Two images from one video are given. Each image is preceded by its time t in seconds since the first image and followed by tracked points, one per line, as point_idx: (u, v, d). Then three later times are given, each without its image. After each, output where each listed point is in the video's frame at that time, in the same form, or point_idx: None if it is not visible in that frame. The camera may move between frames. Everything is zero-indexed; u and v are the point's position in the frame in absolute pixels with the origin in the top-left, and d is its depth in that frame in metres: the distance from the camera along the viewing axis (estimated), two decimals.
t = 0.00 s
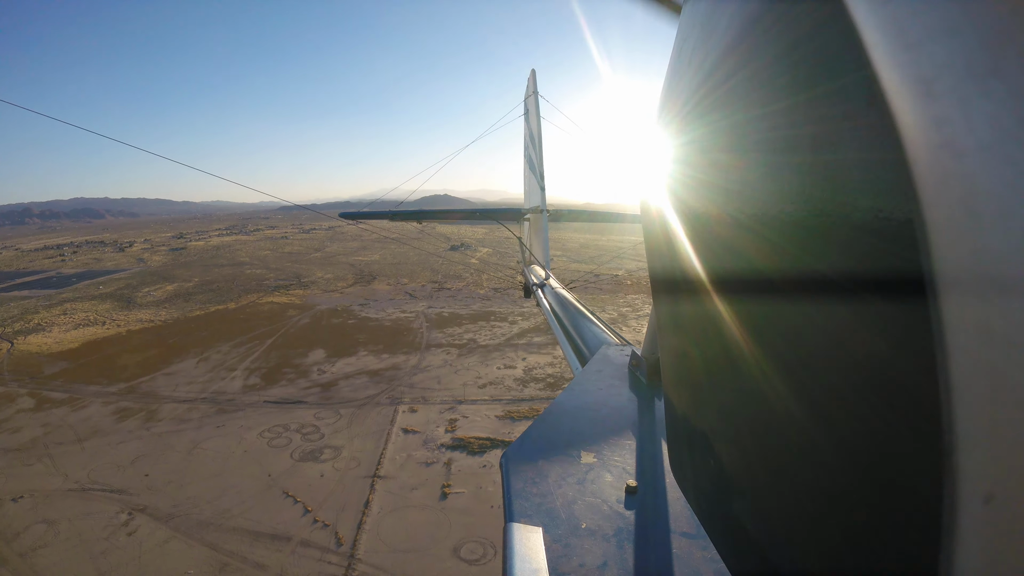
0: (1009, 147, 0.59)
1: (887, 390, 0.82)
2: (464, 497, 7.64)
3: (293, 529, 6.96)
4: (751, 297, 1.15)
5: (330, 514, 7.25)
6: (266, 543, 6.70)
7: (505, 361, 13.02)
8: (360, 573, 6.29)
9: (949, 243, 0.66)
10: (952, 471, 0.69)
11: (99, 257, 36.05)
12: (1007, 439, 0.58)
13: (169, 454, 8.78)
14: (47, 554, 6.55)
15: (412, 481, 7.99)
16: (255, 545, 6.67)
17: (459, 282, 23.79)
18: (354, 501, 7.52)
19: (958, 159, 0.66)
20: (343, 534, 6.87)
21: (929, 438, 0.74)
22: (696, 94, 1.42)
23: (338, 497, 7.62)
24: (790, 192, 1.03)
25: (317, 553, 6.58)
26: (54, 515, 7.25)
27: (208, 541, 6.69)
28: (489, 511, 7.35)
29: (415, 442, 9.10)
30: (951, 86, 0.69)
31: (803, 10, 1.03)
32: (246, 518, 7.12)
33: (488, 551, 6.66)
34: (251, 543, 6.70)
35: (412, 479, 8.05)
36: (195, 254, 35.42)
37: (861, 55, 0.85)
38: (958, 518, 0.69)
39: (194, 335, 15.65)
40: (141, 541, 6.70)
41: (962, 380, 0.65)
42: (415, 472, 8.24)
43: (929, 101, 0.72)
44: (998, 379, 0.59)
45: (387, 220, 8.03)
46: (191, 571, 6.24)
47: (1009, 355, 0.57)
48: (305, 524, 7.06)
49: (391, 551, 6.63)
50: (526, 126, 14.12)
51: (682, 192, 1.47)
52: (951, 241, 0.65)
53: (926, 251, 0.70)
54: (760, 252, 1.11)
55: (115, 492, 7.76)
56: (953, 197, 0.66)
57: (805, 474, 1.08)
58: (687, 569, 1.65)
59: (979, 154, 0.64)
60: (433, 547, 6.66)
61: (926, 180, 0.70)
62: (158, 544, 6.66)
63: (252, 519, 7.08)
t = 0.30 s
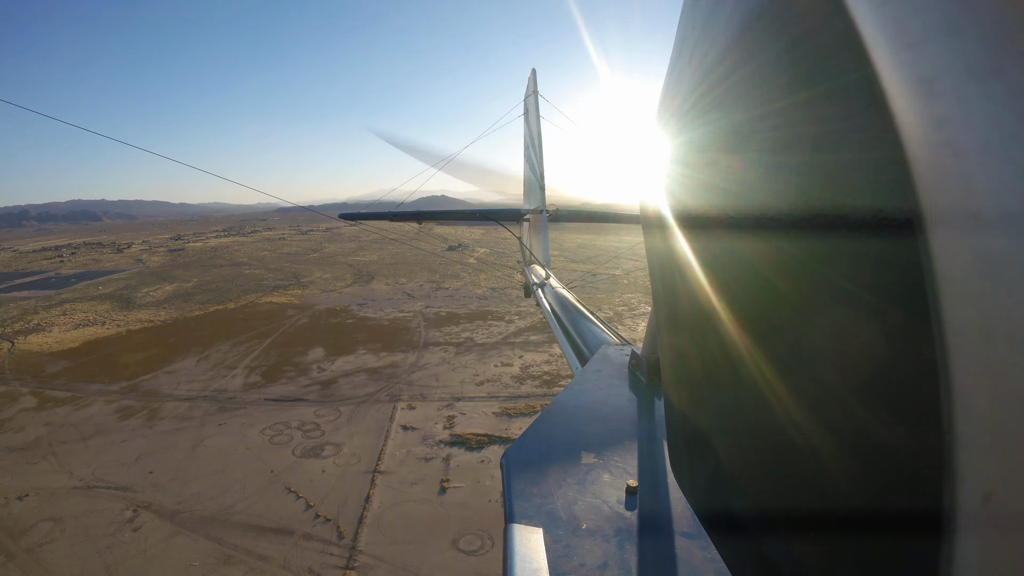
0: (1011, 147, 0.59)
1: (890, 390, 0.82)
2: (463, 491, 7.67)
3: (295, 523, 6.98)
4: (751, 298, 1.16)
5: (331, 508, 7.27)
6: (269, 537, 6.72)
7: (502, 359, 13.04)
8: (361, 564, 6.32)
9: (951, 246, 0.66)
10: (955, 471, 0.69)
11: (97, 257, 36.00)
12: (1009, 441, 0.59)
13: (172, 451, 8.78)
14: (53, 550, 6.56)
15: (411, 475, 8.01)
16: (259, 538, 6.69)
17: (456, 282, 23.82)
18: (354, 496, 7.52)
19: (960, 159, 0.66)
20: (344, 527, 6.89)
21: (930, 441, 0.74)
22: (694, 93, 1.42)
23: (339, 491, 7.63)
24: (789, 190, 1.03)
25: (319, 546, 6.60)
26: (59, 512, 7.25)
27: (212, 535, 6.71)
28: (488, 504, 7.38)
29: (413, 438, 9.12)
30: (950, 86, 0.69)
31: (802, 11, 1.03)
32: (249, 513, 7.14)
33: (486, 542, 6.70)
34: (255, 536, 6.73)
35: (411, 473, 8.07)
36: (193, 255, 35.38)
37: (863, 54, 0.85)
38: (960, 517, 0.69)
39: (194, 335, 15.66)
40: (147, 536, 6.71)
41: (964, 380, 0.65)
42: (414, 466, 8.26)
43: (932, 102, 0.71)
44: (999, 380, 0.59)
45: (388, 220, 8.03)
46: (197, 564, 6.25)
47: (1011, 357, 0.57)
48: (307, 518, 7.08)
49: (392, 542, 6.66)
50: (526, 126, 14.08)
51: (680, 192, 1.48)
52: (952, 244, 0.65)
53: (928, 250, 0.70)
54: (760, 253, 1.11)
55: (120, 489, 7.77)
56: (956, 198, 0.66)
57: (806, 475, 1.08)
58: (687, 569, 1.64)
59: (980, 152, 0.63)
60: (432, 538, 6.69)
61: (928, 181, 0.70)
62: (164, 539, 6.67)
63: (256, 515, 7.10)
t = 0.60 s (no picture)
0: (1011, 148, 0.59)
1: (890, 392, 0.82)
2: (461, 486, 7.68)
3: (297, 518, 6.99)
4: (750, 299, 1.17)
5: (332, 503, 7.27)
6: (272, 531, 6.72)
7: (499, 358, 13.05)
8: (361, 556, 6.33)
9: (949, 245, 0.66)
10: (954, 474, 0.69)
11: (96, 259, 35.98)
12: (1008, 441, 0.59)
13: (175, 449, 8.79)
14: (60, 545, 6.56)
15: (410, 471, 8.02)
16: (262, 532, 6.71)
17: (454, 282, 23.83)
18: (354, 492, 7.52)
19: (960, 159, 0.66)
20: (345, 521, 6.89)
21: (929, 444, 0.74)
22: (692, 95, 1.43)
23: (339, 487, 7.64)
24: (786, 192, 1.04)
25: (321, 539, 6.61)
26: (64, 509, 7.26)
27: (216, 530, 6.72)
28: (486, 498, 7.39)
29: (412, 435, 9.12)
30: (951, 85, 0.69)
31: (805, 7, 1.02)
32: (252, 508, 7.15)
33: (484, 535, 6.71)
34: (257, 530, 6.74)
35: (410, 469, 8.07)
36: (191, 257, 35.36)
37: (863, 53, 0.85)
38: (958, 519, 0.69)
39: (193, 335, 15.66)
40: (152, 531, 6.71)
41: (964, 384, 0.65)
42: (412, 462, 8.26)
43: (932, 104, 0.71)
44: (999, 382, 0.59)
45: (387, 219, 8.02)
46: (201, 558, 6.26)
47: (1012, 361, 0.57)
48: (308, 513, 7.08)
49: (391, 535, 6.67)
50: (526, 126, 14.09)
51: (679, 194, 1.50)
52: (950, 242, 0.65)
53: (928, 250, 0.70)
54: (759, 254, 1.12)
55: (124, 486, 7.78)
56: (957, 200, 0.65)
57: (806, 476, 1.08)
58: (687, 570, 1.64)
59: (978, 154, 0.63)
60: (431, 532, 6.71)
61: (927, 180, 0.70)
62: (168, 534, 6.68)
63: (258, 510, 7.11)
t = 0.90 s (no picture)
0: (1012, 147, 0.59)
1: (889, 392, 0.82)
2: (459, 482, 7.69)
3: (298, 512, 7.00)
4: (748, 300, 1.18)
5: (332, 498, 7.28)
6: (274, 525, 6.74)
7: (496, 357, 13.07)
8: (361, 550, 6.35)
9: (947, 244, 0.66)
10: (953, 472, 0.69)
11: (94, 261, 35.95)
12: (1007, 439, 0.59)
13: (178, 448, 8.80)
14: (65, 541, 6.55)
15: (409, 467, 8.03)
16: (263, 527, 6.71)
17: (451, 283, 23.85)
18: (354, 489, 7.51)
19: (960, 159, 0.66)
20: (345, 515, 6.90)
21: (928, 444, 0.74)
22: (687, 97, 1.44)
23: (340, 483, 7.65)
24: (783, 192, 1.05)
25: (322, 532, 6.62)
26: (69, 506, 7.27)
27: (218, 525, 6.72)
28: (483, 494, 7.40)
29: (410, 433, 9.12)
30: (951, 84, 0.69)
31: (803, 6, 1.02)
32: (253, 504, 7.15)
33: (481, 528, 6.73)
34: (259, 525, 6.74)
35: (409, 466, 8.08)
36: (189, 258, 35.34)
37: (862, 51, 0.85)
38: (957, 517, 0.69)
39: (193, 336, 15.67)
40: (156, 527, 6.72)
41: (962, 382, 0.65)
42: (411, 459, 8.26)
43: (931, 104, 0.72)
44: (998, 380, 0.59)
45: (387, 220, 8.03)
46: (204, 552, 6.28)
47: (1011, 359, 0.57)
48: (309, 508, 7.09)
49: (390, 529, 6.68)
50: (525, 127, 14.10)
51: (675, 194, 1.51)
52: (948, 241, 0.66)
53: (926, 250, 0.71)
54: (756, 254, 1.13)
55: (128, 484, 7.78)
56: (956, 199, 0.66)
57: (804, 476, 1.09)
58: (686, 569, 1.64)
59: (979, 153, 0.64)
60: (429, 525, 6.72)
61: (926, 179, 0.71)
62: (172, 529, 6.69)
63: (259, 506, 7.12)
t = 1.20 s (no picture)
0: (1011, 148, 0.59)
1: (888, 394, 0.82)
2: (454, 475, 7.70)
3: (296, 505, 7.01)
4: (746, 302, 1.18)
5: (330, 491, 7.29)
6: (273, 517, 6.74)
7: (491, 356, 13.08)
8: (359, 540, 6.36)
9: (948, 242, 0.66)
10: (952, 471, 0.69)
11: (91, 260, 35.89)
12: (1008, 438, 0.59)
13: (177, 442, 8.81)
14: (67, 532, 6.56)
15: (405, 461, 8.04)
16: (262, 518, 6.71)
17: (447, 284, 23.87)
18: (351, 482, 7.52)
19: (961, 158, 0.66)
20: (343, 508, 6.91)
21: (927, 445, 0.74)
22: (686, 98, 1.44)
23: (337, 477, 7.66)
24: (782, 194, 1.05)
25: (320, 524, 6.62)
26: (70, 498, 7.27)
27: (218, 516, 6.74)
28: (478, 487, 7.41)
29: (406, 429, 9.13)
30: (952, 82, 0.69)
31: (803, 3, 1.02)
32: (251, 497, 7.16)
33: (475, 520, 6.74)
34: (258, 516, 6.76)
35: (405, 460, 8.08)
36: (185, 257, 35.32)
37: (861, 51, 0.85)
38: (957, 517, 0.70)
39: (190, 335, 15.67)
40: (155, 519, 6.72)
41: (961, 384, 0.65)
42: (407, 454, 8.26)
43: (931, 102, 0.72)
44: (998, 380, 0.59)
45: (387, 219, 8.01)
46: (204, 543, 6.30)
47: (1009, 358, 0.57)
48: (307, 500, 7.10)
49: (385, 520, 6.69)
50: (525, 127, 14.09)
51: (673, 197, 1.51)
52: (949, 242, 0.66)
53: (925, 249, 0.71)
54: (754, 257, 1.14)
55: (128, 477, 7.79)
56: (955, 198, 0.66)
57: (802, 477, 1.09)
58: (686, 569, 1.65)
59: (980, 152, 0.64)
60: (424, 517, 6.73)
61: (926, 177, 0.71)
62: (172, 520, 6.71)
63: (258, 498, 7.13)
